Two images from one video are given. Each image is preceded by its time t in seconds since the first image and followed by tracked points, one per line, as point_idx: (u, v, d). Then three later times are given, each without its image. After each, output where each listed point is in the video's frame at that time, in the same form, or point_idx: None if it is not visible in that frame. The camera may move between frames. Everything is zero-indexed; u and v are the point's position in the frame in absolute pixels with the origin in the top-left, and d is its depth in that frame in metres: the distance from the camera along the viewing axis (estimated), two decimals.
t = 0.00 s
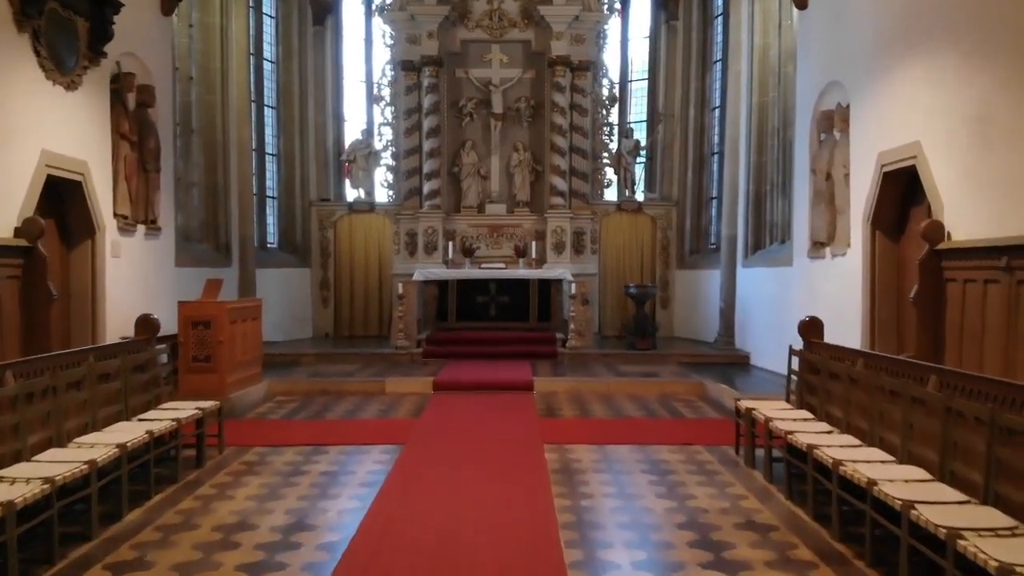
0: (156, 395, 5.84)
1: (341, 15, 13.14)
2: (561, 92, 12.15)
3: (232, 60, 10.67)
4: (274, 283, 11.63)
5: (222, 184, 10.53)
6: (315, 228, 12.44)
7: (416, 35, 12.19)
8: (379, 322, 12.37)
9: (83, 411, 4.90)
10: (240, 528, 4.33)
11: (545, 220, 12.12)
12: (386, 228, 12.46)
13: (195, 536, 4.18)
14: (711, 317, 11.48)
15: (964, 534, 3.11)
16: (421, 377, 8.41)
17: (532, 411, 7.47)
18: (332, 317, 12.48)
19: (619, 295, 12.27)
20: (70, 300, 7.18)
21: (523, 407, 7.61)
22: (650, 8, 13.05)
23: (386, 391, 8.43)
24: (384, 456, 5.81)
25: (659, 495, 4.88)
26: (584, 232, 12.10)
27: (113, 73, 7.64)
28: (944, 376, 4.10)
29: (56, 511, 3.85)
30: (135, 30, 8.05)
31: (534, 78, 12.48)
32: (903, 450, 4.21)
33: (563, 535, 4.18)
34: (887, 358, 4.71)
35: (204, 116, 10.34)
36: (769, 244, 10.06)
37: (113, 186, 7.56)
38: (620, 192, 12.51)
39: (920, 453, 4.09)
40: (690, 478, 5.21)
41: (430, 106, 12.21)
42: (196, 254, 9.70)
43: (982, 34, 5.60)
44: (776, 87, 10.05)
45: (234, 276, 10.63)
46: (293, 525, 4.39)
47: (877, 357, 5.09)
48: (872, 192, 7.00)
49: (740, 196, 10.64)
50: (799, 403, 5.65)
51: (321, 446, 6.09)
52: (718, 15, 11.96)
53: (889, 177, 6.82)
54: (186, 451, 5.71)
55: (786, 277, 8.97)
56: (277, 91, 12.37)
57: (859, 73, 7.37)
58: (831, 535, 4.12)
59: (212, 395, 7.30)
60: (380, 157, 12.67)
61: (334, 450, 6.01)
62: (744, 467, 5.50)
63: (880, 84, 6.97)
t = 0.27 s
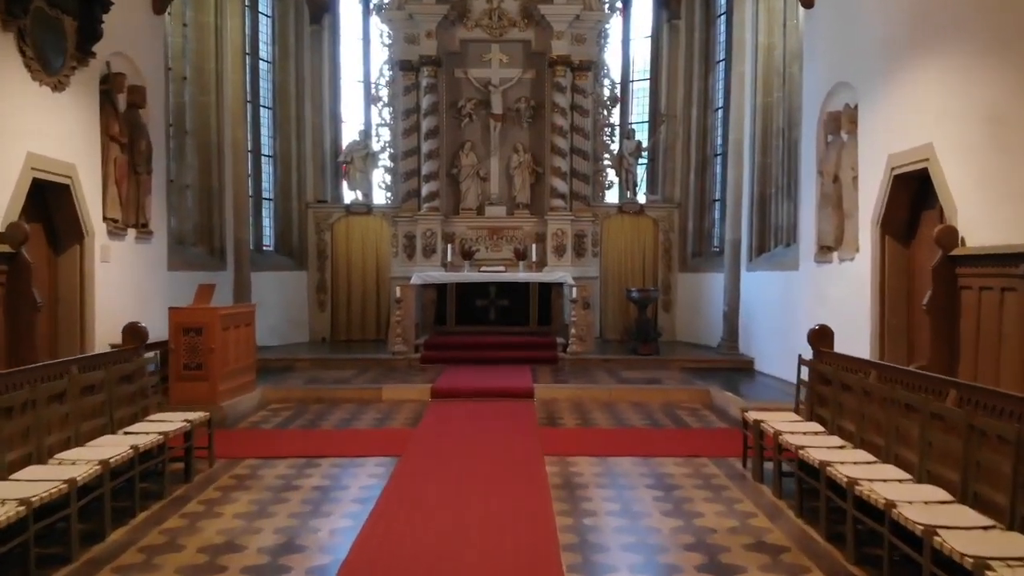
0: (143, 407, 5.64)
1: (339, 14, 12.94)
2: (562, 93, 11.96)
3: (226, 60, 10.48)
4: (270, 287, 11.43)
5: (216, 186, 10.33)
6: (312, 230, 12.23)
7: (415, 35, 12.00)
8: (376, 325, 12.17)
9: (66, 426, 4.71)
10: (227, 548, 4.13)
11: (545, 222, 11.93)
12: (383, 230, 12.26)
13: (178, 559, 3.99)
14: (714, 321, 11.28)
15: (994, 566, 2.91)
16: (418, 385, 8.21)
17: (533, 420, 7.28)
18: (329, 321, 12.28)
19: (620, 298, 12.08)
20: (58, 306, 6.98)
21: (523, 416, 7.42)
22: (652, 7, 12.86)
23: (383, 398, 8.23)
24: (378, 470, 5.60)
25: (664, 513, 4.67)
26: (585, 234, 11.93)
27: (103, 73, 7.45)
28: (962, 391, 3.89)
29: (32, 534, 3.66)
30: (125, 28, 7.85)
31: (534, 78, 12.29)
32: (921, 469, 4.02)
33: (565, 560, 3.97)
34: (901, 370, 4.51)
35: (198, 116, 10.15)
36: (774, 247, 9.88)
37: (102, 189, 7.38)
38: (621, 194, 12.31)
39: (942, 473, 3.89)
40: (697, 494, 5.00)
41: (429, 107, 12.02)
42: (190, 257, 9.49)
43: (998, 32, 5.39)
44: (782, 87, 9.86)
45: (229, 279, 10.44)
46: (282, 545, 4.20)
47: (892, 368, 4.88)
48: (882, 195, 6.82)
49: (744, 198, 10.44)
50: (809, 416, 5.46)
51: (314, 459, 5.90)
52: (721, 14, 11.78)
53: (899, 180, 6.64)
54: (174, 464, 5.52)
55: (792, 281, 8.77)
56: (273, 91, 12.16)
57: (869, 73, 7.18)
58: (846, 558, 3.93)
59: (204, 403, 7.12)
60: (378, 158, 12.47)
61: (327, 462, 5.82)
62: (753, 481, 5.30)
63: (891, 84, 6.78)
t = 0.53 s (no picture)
0: (130, 418, 5.45)
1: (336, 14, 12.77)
2: (563, 93, 11.80)
3: (221, 59, 10.31)
4: (266, 290, 11.25)
5: (211, 188, 10.16)
6: (309, 233, 12.06)
7: (413, 34, 11.82)
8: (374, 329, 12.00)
9: (50, 440, 4.54)
10: (214, 569, 3.96)
11: (546, 225, 11.77)
12: (381, 233, 12.09)
13: None
14: (717, 325, 11.11)
15: None
16: (416, 392, 8.03)
17: (533, 428, 7.11)
18: (327, 325, 12.10)
19: (622, 302, 11.91)
20: (46, 312, 6.81)
21: (523, 424, 7.25)
22: (654, 7, 12.69)
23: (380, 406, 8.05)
24: (374, 483, 5.43)
25: (670, 530, 4.50)
26: (586, 237, 11.75)
27: (93, 73, 7.28)
28: (983, 407, 3.72)
29: (9, 556, 3.49)
30: (116, 27, 7.68)
31: (534, 78, 12.12)
32: (940, 487, 3.86)
33: None
34: (917, 382, 4.35)
35: (192, 118, 9.99)
36: (778, 251, 9.70)
37: (93, 192, 7.21)
38: (623, 196, 12.14)
39: (962, 493, 3.73)
40: (703, 510, 4.83)
41: (427, 107, 11.85)
42: (183, 261, 9.32)
43: (1012, 30, 5.22)
44: (786, 88, 9.68)
45: (224, 283, 10.26)
46: (272, 564, 4.03)
47: (906, 379, 4.71)
48: (890, 198, 6.65)
49: (748, 201, 10.27)
50: (819, 428, 5.29)
51: (308, 470, 5.73)
52: (724, 13, 11.63)
53: (909, 183, 6.47)
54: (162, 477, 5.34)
55: (797, 285, 8.61)
56: (269, 92, 11.99)
57: (877, 73, 7.00)
58: None
59: (196, 412, 6.94)
60: (375, 160, 12.29)
61: (321, 474, 5.65)
62: (760, 495, 5.13)
63: (900, 85, 6.61)
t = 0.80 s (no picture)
0: (116, 431, 5.27)
1: (333, 13, 12.58)
2: (563, 93, 11.61)
3: (216, 59, 10.12)
4: (261, 294, 11.06)
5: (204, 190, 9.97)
6: (306, 235, 11.86)
7: (411, 34, 11.63)
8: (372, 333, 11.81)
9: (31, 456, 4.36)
10: None
11: (546, 227, 11.59)
12: (379, 235, 11.90)
13: None
14: (720, 329, 10.92)
15: None
16: (413, 399, 7.82)
17: (533, 438, 6.92)
18: (323, 329, 11.91)
19: (623, 306, 11.72)
20: (33, 319, 6.64)
21: (523, 433, 7.06)
22: (656, 6, 12.50)
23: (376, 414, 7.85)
24: (369, 498, 5.23)
25: (677, 551, 4.31)
26: (587, 239, 11.56)
27: (82, 74, 7.10)
28: (1006, 424, 3.53)
29: None
30: (105, 26, 7.49)
31: (535, 78, 11.93)
32: (961, 509, 3.68)
33: None
34: (935, 397, 4.15)
35: (186, 119, 9.80)
36: (783, 254, 9.52)
37: (81, 196, 7.02)
38: (624, 198, 11.94)
39: (986, 516, 3.54)
40: (710, 528, 4.65)
41: (425, 108, 11.67)
42: (176, 265, 9.13)
43: None
44: (792, 88, 9.50)
45: (219, 287, 10.08)
46: None
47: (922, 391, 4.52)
48: (901, 202, 6.47)
49: (752, 203, 10.08)
50: (831, 442, 5.10)
51: (301, 484, 5.53)
52: (727, 12, 11.45)
53: (920, 186, 6.28)
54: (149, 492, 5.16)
55: (803, 290, 8.42)
56: (265, 92, 11.79)
57: (886, 73, 6.82)
58: None
59: (186, 422, 6.76)
60: (373, 161, 12.10)
61: (315, 489, 5.46)
62: (770, 511, 4.94)
63: (911, 85, 6.42)
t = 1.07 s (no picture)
0: (99, 446, 5.08)
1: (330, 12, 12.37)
2: (564, 94, 11.41)
3: (209, 59, 9.92)
4: (256, 298, 10.85)
5: (198, 193, 9.77)
6: (302, 238, 11.65)
7: (409, 33, 11.43)
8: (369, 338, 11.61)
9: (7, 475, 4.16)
10: None
11: (546, 230, 11.39)
12: (377, 238, 11.70)
13: None
14: (724, 334, 10.71)
15: None
16: (410, 408, 7.62)
17: (533, 449, 6.71)
18: (320, 333, 11.70)
19: (625, 310, 11.51)
20: (18, 327, 6.44)
21: (523, 444, 6.86)
22: (658, 5, 12.29)
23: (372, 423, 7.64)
24: (362, 516, 5.03)
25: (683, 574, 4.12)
26: (588, 242, 11.36)
27: (69, 74, 6.90)
28: None
29: None
30: (93, 25, 7.29)
31: (535, 78, 11.73)
32: (986, 536, 3.46)
33: None
34: (954, 414, 3.95)
35: (179, 120, 9.60)
36: (789, 258, 9.33)
37: (68, 200, 6.82)
38: (626, 200, 11.74)
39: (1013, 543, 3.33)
40: (718, 549, 4.45)
41: (424, 109, 11.46)
42: (169, 269, 8.93)
43: None
44: (798, 89, 9.29)
45: (213, 292, 9.88)
46: None
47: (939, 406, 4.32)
48: (913, 205, 6.26)
49: (756, 206, 9.88)
50: (845, 458, 4.90)
51: (292, 500, 5.34)
52: (731, 11, 11.25)
53: (933, 190, 6.08)
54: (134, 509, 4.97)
55: (810, 295, 8.22)
56: (260, 93, 11.58)
57: (897, 73, 6.61)
58: None
59: (175, 433, 6.58)
60: (371, 163, 11.89)
61: (306, 505, 5.26)
62: (780, 530, 4.74)
63: (923, 86, 6.22)
